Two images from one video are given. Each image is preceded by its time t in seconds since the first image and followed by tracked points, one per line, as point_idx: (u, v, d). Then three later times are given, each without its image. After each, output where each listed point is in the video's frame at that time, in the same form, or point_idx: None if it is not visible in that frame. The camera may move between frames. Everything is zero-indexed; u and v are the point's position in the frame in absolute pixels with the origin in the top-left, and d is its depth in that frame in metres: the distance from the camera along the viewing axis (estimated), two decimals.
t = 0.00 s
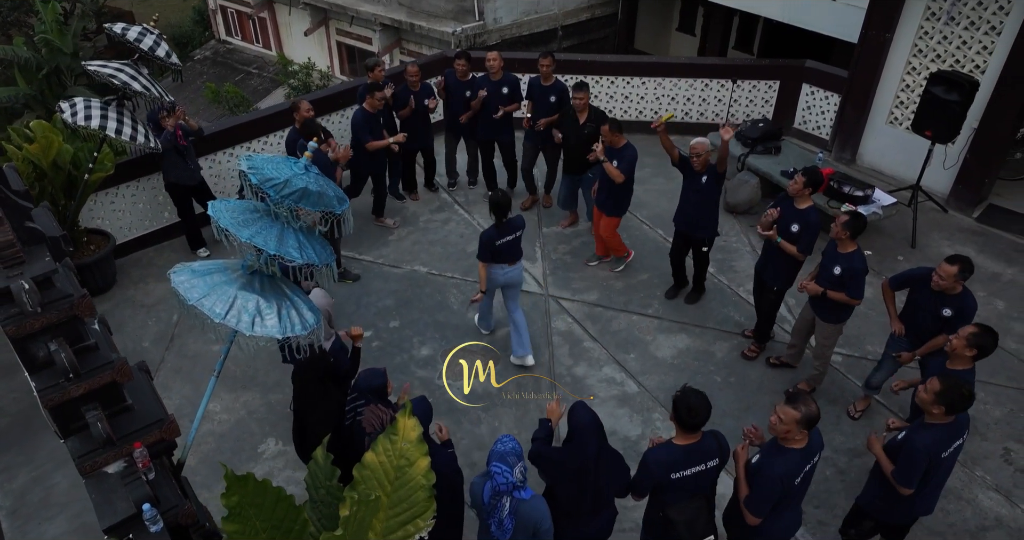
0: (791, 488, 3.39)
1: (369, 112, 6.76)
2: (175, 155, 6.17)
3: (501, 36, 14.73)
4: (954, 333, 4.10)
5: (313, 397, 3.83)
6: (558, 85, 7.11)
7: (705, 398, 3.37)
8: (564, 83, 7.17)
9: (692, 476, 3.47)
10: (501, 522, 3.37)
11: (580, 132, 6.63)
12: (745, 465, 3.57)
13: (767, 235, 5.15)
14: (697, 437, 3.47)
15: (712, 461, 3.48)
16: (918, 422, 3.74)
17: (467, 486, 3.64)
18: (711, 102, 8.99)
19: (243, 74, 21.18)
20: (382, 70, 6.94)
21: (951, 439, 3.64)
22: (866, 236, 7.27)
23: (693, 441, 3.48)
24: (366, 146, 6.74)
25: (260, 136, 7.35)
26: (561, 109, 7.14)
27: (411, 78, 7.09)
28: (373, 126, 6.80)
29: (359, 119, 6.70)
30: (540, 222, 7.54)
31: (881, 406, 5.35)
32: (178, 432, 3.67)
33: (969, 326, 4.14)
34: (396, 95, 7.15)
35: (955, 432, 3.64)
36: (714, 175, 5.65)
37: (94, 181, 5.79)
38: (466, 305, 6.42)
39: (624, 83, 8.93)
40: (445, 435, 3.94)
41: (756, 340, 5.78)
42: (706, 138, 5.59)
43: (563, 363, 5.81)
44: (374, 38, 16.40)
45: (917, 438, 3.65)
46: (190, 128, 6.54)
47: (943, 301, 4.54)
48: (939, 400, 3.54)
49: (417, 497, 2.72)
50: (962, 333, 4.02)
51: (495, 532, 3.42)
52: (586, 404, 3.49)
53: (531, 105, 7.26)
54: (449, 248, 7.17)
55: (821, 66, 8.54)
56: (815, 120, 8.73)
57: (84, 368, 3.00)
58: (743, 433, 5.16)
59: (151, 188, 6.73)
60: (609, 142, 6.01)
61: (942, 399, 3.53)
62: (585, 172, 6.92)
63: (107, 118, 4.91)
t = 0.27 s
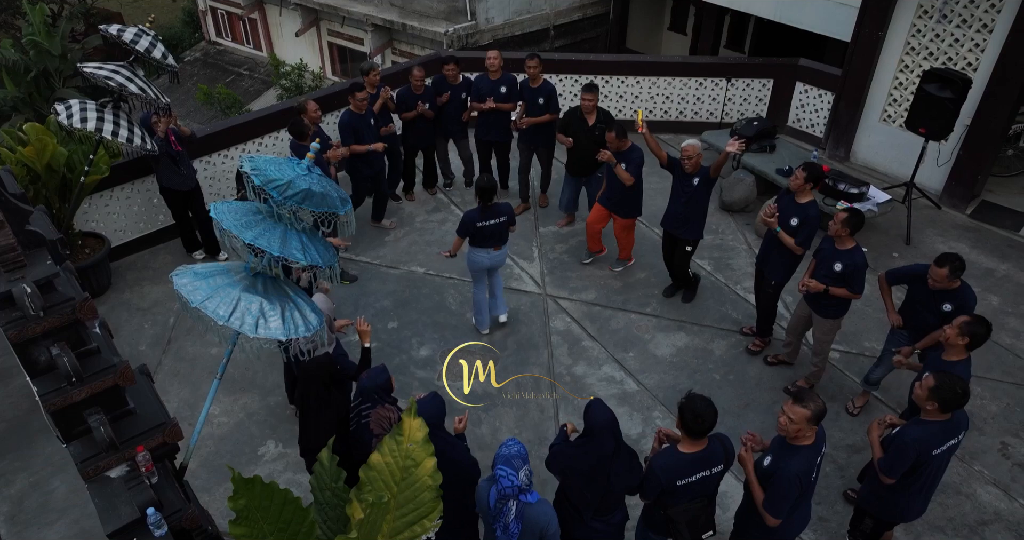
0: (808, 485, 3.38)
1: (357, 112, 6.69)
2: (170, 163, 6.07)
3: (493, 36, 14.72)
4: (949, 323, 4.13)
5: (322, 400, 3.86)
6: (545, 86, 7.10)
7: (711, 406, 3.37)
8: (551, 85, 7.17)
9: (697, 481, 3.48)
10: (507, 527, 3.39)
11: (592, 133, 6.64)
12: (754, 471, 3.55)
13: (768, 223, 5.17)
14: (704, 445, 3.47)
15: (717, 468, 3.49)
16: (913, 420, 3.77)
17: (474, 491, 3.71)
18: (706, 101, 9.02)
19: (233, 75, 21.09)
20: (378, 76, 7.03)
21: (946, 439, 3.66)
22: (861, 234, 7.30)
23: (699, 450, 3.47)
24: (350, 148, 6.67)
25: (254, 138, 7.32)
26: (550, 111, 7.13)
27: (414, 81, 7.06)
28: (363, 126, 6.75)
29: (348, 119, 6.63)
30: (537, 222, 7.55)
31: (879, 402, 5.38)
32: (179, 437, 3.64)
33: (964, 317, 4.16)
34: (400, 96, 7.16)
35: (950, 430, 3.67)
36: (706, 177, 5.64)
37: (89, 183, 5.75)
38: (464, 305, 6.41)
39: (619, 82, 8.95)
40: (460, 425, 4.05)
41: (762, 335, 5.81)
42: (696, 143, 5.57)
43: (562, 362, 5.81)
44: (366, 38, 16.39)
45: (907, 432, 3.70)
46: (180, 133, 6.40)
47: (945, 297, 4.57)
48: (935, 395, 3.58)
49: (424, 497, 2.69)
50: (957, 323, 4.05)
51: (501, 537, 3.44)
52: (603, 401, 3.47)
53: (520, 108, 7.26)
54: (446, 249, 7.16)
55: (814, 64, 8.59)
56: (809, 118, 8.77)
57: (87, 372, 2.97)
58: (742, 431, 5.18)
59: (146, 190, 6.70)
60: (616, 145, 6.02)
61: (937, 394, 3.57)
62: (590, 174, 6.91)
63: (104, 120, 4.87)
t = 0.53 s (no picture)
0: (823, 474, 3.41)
1: (342, 112, 6.76)
2: (166, 170, 5.98)
3: (485, 35, 14.69)
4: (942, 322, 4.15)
5: (328, 402, 3.93)
6: (534, 86, 7.08)
7: (711, 392, 3.38)
8: (540, 84, 7.15)
9: (702, 466, 3.49)
10: (517, 525, 3.38)
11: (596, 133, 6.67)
12: (767, 463, 3.58)
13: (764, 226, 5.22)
14: (705, 428, 3.49)
15: (720, 454, 3.50)
16: (906, 416, 3.78)
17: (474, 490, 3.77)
18: (700, 100, 9.05)
19: (223, 77, 20.98)
20: (370, 75, 7.07)
21: (939, 437, 3.67)
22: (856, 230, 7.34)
23: (699, 432, 3.49)
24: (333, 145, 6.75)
25: (248, 140, 7.28)
26: (542, 110, 7.11)
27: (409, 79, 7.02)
28: (345, 124, 6.83)
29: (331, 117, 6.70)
30: (534, 222, 7.54)
31: (878, 398, 5.41)
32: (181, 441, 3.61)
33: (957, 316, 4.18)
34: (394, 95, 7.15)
35: (943, 429, 3.68)
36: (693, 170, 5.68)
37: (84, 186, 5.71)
38: (462, 305, 6.40)
39: (613, 81, 8.96)
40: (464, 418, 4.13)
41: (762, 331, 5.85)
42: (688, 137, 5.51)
43: (562, 361, 5.82)
44: (357, 39, 16.34)
45: (900, 428, 3.71)
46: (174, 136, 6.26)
47: (944, 290, 4.59)
48: (927, 395, 3.59)
49: (432, 496, 2.65)
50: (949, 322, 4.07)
51: (509, 535, 3.43)
52: (620, 398, 3.42)
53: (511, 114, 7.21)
54: (443, 249, 7.15)
55: (807, 62, 8.63)
56: (802, 116, 8.82)
57: (89, 376, 2.93)
58: (742, 427, 5.19)
59: (140, 193, 6.66)
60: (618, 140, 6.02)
61: (930, 394, 3.58)
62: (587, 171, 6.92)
63: (100, 122, 4.83)
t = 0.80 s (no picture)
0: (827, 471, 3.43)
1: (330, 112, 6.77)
2: (163, 175, 5.95)
3: (477, 35, 14.66)
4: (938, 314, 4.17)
5: (330, 403, 3.91)
6: (528, 88, 7.06)
7: (717, 384, 3.39)
8: (533, 86, 7.14)
9: (707, 459, 3.49)
10: (519, 524, 3.37)
11: (588, 130, 6.67)
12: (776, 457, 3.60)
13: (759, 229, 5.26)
14: (710, 420, 3.51)
15: (726, 447, 3.51)
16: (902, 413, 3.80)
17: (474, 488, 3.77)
18: (694, 98, 9.08)
19: (214, 78, 20.88)
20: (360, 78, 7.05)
21: (934, 437, 3.69)
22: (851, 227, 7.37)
23: (704, 425, 3.51)
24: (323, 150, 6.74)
25: (242, 141, 7.24)
26: (538, 110, 7.10)
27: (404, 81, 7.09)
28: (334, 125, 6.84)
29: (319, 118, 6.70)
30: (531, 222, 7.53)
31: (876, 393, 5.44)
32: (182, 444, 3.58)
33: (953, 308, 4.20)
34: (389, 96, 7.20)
35: (939, 428, 3.69)
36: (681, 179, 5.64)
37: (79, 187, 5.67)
38: (460, 305, 6.40)
39: (608, 80, 8.97)
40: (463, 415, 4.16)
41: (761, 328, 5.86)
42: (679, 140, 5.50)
43: (561, 359, 5.81)
44: (349, 39, 16.31)
45: (894, 425, 3.73)
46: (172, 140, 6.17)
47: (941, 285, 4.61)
48: (922, 394, 3.61)
49: (438, 496, 2.63)
50: (946, 315, 4.09)
51: (510, 533, 3.42)
52: (618, 393, 3.47)
53: (505, 116, 7.16)
54: (440, 248, 7.13)
55: (801, 60, 8.67)
56: (796, 114, 8.85)
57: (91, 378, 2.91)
58: (742, 424, 5.20)
59: (134, 194, 6.61)
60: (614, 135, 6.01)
61: (924, 392, 3.61)
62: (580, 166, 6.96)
63: (95, 123, 4.79)
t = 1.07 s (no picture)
0: (818, 467, 3.47)
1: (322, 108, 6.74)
2: (162, 180, 5.87)
3: (469, 35, 14.64)
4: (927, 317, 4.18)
5: (331, 403, 3.89)
6: (525, 88, 7.05)
7: (728, 388, 3.40)
8: (530, 84, 7.14)
9: (711, 467, 3.50)
10: (524, 521, 3.35)
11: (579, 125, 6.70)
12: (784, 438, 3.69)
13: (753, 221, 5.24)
14: (719, 431, 3.48)
15: (732, 456, 3.50)
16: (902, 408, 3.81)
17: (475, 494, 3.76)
18: (689, 96, 9.10)
19: (204, 79, 20.77)
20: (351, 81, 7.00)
21: (931, 430, 3.70)
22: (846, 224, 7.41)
23: (715, 434, 3.49)
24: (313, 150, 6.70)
25: (237, 141, 7.20)
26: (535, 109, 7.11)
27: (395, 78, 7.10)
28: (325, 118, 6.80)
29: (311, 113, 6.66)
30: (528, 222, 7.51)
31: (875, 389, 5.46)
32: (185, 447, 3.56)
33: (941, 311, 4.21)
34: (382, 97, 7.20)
35: (938, 421, 3.71)
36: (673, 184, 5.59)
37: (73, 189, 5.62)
38: (459, 304, 6.38)
39: (603, 79, 8.97)
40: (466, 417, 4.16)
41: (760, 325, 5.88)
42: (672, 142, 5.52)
43: (560, 358, 5.81)
44: (340, 40, 16.26)
45: (895, 421, 3.72)
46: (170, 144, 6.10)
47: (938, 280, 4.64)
48: (921, 388, 3.62)
49: (445, 495, 2.62)
50: (935, 318, 4.10)
51: (513, 532, 3.39)
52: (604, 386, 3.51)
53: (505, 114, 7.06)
54: (437, 248, 7.12)
55: (794, 58, 8.70)
56: (790, 112, 8.89)
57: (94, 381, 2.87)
58: (742, 421, 5.22)
59: (129, 196, 6.57)
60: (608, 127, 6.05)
61: (923, 386, 3.61)
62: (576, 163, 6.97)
63: (91, 125, 4.75)
